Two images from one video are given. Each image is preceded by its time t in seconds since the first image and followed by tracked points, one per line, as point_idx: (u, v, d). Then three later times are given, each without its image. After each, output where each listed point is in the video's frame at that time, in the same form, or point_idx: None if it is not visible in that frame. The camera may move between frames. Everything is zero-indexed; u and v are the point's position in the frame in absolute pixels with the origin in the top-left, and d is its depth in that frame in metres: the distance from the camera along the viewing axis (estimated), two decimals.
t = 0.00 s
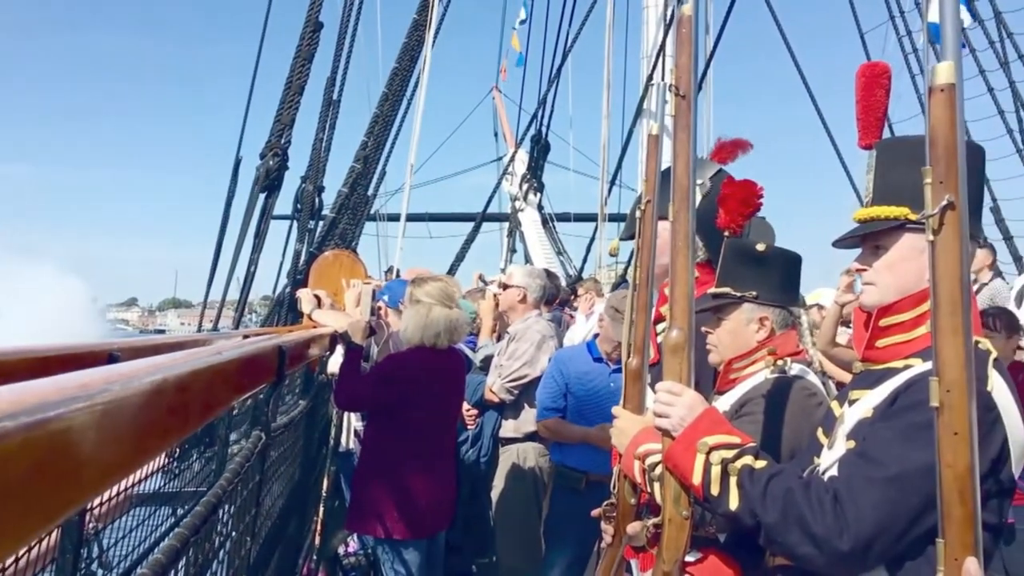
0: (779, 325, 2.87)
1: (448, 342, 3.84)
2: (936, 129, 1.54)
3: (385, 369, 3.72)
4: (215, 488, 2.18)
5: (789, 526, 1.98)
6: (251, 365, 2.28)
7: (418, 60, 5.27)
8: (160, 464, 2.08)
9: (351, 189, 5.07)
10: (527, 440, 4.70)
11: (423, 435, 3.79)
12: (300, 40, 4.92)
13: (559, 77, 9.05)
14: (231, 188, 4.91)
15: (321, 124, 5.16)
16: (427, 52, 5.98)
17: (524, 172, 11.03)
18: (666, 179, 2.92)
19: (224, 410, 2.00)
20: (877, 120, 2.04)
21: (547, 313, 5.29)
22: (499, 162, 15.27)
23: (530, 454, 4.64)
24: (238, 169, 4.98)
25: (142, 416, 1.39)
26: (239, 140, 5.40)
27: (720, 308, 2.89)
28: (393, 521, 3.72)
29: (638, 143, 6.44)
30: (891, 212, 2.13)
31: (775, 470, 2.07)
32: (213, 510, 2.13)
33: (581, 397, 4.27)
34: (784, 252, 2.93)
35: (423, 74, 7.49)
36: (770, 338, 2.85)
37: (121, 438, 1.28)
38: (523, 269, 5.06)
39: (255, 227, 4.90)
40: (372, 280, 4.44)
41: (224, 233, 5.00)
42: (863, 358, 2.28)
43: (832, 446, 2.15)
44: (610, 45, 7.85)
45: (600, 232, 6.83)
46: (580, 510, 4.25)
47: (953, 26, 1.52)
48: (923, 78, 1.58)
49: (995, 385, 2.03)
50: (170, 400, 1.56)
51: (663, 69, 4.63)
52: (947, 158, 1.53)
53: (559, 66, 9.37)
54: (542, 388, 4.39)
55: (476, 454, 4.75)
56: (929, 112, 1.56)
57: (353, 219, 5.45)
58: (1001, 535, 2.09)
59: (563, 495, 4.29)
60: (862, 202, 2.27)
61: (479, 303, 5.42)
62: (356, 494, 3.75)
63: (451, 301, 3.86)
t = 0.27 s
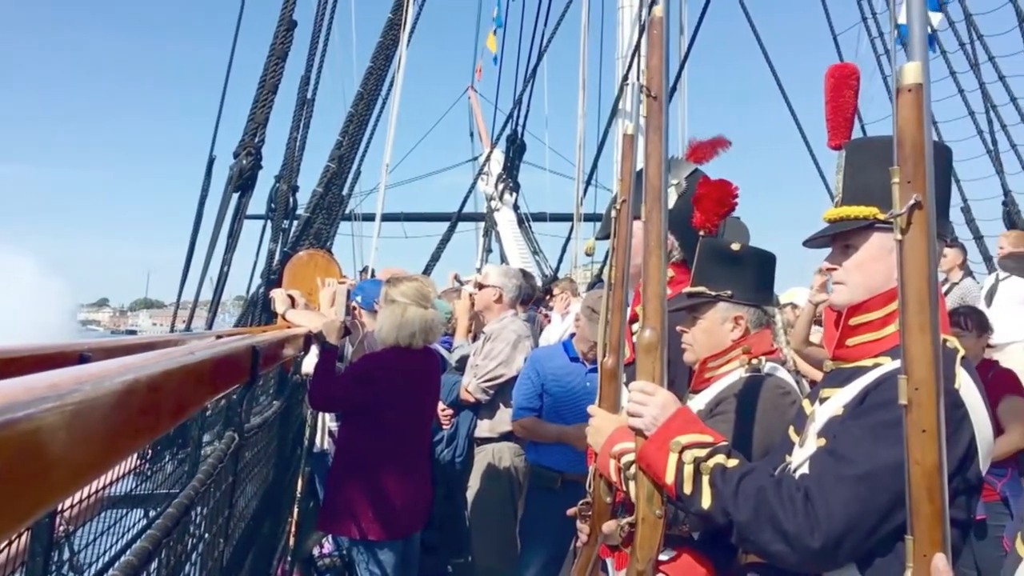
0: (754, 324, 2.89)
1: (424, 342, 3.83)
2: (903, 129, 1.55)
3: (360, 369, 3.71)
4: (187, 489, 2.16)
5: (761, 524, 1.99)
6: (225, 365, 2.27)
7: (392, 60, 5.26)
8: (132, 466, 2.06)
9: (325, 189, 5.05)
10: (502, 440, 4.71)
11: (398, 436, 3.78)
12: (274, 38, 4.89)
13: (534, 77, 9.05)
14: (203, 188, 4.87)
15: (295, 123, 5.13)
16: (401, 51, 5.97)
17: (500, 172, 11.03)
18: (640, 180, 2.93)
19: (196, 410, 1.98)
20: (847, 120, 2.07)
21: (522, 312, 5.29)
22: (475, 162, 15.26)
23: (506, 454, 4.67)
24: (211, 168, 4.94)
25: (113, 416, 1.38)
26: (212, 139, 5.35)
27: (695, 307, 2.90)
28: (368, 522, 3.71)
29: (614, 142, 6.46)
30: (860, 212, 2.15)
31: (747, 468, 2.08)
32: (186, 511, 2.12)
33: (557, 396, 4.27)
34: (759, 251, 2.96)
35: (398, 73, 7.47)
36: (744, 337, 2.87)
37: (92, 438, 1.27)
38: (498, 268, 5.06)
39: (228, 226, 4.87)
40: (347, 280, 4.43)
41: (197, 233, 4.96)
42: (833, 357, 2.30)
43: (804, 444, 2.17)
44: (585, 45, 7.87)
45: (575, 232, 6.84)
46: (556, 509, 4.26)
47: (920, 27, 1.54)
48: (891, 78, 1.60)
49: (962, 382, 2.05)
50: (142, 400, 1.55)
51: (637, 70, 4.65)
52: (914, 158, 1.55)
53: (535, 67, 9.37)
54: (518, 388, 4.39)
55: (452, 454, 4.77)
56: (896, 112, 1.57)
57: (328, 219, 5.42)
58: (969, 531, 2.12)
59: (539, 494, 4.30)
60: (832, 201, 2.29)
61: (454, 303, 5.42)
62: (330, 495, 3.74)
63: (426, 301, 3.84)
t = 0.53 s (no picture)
0: (731, 322, 2.90)
1: (401, 341, 3.82)
2: (875, 129, 1.56)
3: (336, 369, 3.70)
4: (162, 491, 2.14)
5: (736, 522, 2.01)
6: (200, 364, 2.25)
7: (369, 58, 5.24)
8: (105, 467, 2.04)
9: (301, 188, 5.02)
10: (480, 439, 4.76)
11: (375, 435, 3.77)
12: (249, 36, 4.85)
13: (511, 76, 9.05)
14: (178, 186, 4.83)
15: (271, 121, 5.10)
16: (378, 49, 5.94)
17: (477, 171, 11.01)
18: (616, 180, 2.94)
19: (171, 410, 1.97)
20: (819, 119, 2.08)
21: (500, 311, 5.29)
22: (452, 161, 15.23)
23: (483, 453, 4.73)
24: (185, 167, 4.90)
25: (87, 416, 1.37)
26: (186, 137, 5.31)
27: (672, 306, 2.91)
28: (345, 522, 3.69)
29: (591, 141, 6.48)
30: (834, 211, 2.16)
31: (723, 467, 2.09)
32: (161, 512, 2.10)
33: (535, 394, 4.28)
34: (735, 251, 2.98)
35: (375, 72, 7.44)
36: (722, 335, 2.88)
37: (65, 439, 1.26)
38: (475, 268, 5.05)
39: (203, 225, 4.83)
40: (323, 279, 4.41)
41: (171, 232, 4.92)
42: (807, 355, 2.32)
43: (779, 442, 2.19)
44: (562, 45, 7.88)
45: (553, 231, 6.85)
46: (534, 507, 4.26)
47: (891, 28, 1.55)
48: (863, 79, 1.62)
49: (934, 380, 2.08)
50: (116, 400, 1.53)
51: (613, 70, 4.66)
52: (886, 158, 1.56)
53: (512, 66, 9.36)
54: (495, 387, 4.38)
55: (429, 454, 4.53)
56: (868, 112, 1.58)
57: (304, 218, 5.39)
58: (941, 527, 2.15)
59: (517, 492, 4.30)
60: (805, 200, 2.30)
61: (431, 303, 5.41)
62: (307, 495, 3.71)
63: (403, 300, 3.84)
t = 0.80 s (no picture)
0: (709, 321, 2.92)
1: (378, 340, 3.80)
2: (847, 130, 1.58)
3: (313, 368, 3.67)
4: (136, 492, 2.11)
5: (714, 521, 2.01)
6: (174, 364, 2.23)
7: (347, 55, 5.20)
8: (80, 467, 2.01)
9: (279, 186, 4.98)
10: (458, 438, 4.68)
11: (353, 435, 3.75)
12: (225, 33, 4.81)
13: (490, 75, 9.03)
14: (153, 184, 4.78)
15: (248, 119, 5.05)
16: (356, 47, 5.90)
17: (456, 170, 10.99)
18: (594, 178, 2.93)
19: (144, 410, 1.94)
20: (796, 118, 2.09)
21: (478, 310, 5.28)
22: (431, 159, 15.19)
23: (461, 452, 4.64)
24: (161, 165, 4.85)
25: (57, 417, 1.35)
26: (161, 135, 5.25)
27: (650, 304, 2.92)
28: (322, 522, 3.67)
29: (570, 140, 6.47)
30: (812, 210, 2.17)
31: (701, 466, 2.09)
32: (135, 513, 2.07)
33: (514, 393, 4.27)
34: (714, 249, 2.99)
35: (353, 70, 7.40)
36: (700, 334, 2.89)
37: (34, 440, 1.24)
38: (454, 266, 5.03)
39: (179, 224, 4.78)
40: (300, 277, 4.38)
41: (146, 230, 4.86)
42: (784, 353, 2.32)
43: (756, 440, 2.19)
44: (541, 44, 7.88)
45: (531, 230, 6.85)
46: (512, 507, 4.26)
47: (864, 29, 1.56)
48: (836, 78, 1.62)
49: (911, 378, 2.09)
50: (87, 400, 1.51)
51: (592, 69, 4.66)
52: (858, 158, 1.57)
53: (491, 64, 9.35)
54: (474, 386, 4.35)
55: (406, 453, 4.56)
56: (840, 113, 1.59)
57: (282, 216, 5.35)
58: (917, 525, 2.16)
59: (496, 492, 4.29)
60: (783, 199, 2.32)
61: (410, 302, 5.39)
62: (284, 496, 3.69)
63: (381, 299, 3.83)
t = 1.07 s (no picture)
0: (687, 319, 2.92)
1: (357, 338, 3.78)
2: (822, 130, 1.58)
3: (291, 366, 3.65)
4: (109, 491, 2.09)
5: (693, 519, 2.01)
6: (148, 362, 2.20)
7: (326, 52, 5.17)
8: (55, 467, 1.99)
9: (257, 183, 4.94)
10: (437, 437, 4.69)
11: (331, 433, 3.73)
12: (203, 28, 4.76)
13: (471, 72, 9.01)
14: (130, 181, 4.73)
15: (226, 115, 5.01)
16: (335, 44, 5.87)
17: (436, 167, 10.96)
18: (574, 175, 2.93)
19: (117, 409, 1.92)
20: (776, 115, 2.10)
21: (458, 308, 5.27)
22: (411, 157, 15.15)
23: (440, 451, 4.64)
24: (137, 161, 4.80)
25: (25, 417, 1.32)
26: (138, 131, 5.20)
27: (629, 302, 2.92)
28: (300, 521, 3.65)
29: (550, 137, 6.47)
30: (791, 207, 2.19)
31: (679, 464, 2.09)
32: (108, 513, 2.05)
33: (493, 391, 4.27)
34: (693, 247, 3.00)
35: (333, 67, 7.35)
36: (678, 332, 2.90)
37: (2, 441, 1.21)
38: (433, 264, 5.02)
39: (156, 221, 4.73)
40: (278, 275, 4.35)
41: (123, 227, 4.81)
42: (763, 351, 2.32)
43: (735, 438, 2.20)
44: (521, 41, 7.87)
45: (512, 228, 6.84)
46: (492, 505, 4.24)
47: (838, 29, 1.56)
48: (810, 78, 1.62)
49: (887, 376, 2.10)
50: (56, 399, 1.48)
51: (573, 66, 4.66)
52: (832, 157, 1.57)
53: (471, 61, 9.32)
54: (454, 385, 4.34)
55: (387, 451, 4.63)
56: (814, 113, 1.60)
57: (261, 213, 5.31)
58: (893, 522, 2.17)
59: (475, 491, 4.28)
60: (762, 197, 2.33)
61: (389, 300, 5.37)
62: (262, 494, 3.66)
63: (360, 297, 3.81)
